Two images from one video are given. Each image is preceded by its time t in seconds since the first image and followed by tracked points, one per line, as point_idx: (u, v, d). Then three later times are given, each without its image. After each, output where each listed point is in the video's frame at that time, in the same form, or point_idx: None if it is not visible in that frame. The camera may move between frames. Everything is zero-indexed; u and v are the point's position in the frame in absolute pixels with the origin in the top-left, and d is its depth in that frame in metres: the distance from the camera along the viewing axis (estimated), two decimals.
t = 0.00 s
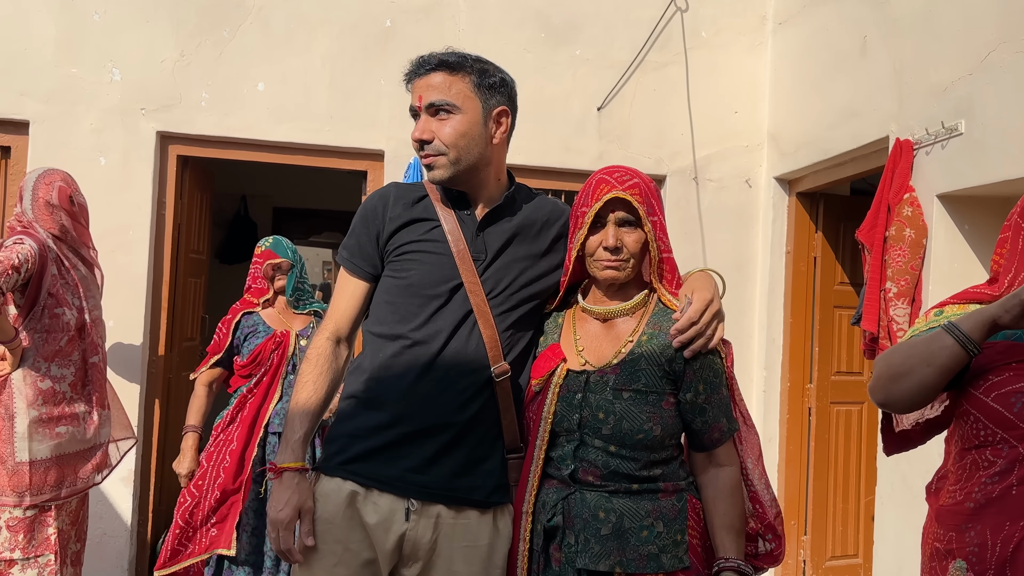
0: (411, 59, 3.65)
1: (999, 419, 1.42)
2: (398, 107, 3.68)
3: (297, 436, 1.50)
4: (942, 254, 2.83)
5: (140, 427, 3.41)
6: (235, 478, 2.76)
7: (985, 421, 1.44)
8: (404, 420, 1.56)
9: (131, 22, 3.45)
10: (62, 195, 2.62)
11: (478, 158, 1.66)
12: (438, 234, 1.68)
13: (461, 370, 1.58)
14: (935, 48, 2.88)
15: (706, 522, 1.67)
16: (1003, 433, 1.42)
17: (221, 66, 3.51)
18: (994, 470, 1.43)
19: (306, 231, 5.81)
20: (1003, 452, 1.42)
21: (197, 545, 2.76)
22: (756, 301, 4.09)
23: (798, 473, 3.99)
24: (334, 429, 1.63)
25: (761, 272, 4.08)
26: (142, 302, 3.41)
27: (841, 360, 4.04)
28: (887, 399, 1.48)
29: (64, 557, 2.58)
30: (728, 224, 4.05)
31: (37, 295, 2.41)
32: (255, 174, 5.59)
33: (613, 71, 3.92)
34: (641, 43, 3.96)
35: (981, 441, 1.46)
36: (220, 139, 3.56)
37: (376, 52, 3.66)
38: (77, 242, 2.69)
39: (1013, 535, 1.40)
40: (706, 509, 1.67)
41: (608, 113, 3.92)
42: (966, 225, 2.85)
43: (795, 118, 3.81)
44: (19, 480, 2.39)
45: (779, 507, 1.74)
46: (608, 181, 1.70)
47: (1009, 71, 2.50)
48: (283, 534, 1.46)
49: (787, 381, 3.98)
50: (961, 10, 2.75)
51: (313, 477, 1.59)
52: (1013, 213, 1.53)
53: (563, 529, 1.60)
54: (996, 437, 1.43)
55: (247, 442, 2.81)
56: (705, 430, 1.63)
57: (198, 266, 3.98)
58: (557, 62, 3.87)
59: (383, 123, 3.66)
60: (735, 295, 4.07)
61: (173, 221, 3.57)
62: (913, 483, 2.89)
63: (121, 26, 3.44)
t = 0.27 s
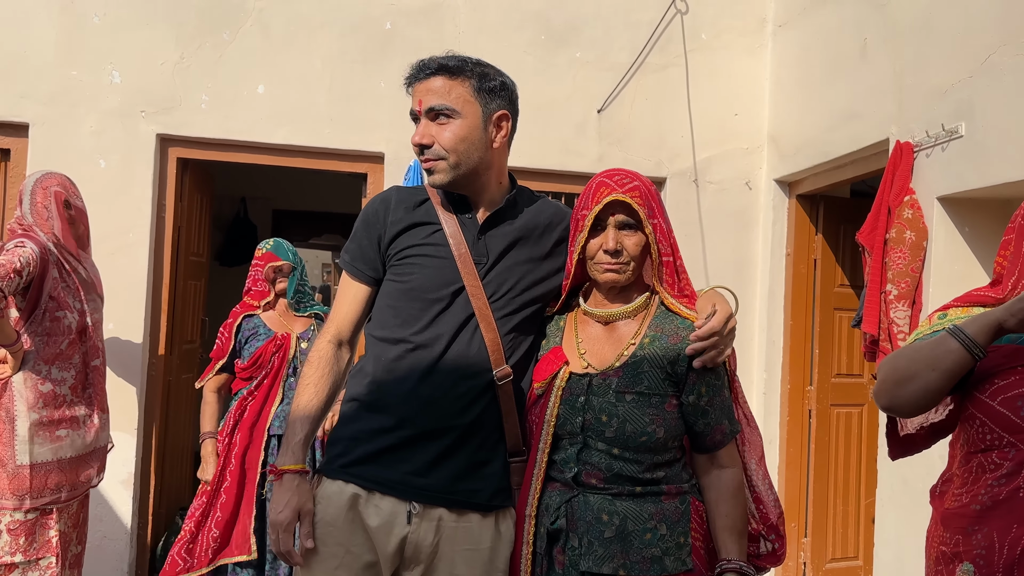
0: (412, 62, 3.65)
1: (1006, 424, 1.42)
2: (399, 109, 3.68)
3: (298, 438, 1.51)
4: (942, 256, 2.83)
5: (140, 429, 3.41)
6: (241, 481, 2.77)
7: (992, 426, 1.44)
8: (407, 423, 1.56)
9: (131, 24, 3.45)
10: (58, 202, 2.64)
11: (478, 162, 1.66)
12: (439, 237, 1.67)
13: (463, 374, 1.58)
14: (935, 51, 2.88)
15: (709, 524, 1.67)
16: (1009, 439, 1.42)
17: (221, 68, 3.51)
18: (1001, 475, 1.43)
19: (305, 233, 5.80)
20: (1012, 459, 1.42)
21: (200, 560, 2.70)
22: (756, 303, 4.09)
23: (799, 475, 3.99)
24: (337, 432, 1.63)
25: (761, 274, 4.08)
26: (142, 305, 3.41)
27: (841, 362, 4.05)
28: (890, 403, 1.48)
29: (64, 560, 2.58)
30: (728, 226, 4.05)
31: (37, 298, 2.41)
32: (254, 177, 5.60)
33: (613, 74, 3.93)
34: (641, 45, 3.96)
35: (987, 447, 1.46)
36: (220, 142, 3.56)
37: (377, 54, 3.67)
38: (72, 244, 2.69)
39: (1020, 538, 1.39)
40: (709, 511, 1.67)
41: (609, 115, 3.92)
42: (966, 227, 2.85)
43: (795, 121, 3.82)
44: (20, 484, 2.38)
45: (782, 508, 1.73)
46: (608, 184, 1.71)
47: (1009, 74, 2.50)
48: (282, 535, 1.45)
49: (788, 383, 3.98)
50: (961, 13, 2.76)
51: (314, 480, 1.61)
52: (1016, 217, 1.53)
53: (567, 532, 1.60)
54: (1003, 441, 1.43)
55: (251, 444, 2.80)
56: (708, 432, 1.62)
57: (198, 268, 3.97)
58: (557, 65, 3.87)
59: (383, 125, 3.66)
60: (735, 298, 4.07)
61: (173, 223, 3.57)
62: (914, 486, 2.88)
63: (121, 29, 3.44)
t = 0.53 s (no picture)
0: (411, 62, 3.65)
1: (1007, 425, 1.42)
2: (398, 110, 3.68)
3: (300, 441, 1.52)
4: (941, 257, 2.83)
5: (139, 430, 3.41)
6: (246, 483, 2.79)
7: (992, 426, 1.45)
8: (411, 425, 1.56)
9: (130, 25, 3.45)
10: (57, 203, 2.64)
11: (480, 165, 1.66)
12: (442, 240, 1.68)
13: (466, 376, 1.58)
14: (934, 52, 2.88)
15: (709, 524, 1.67)
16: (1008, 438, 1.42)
17: (221, 69, 3.51)
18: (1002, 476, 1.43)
19: (304, 233, 5.80)
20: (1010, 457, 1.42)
21: (207, 567, 2.71)
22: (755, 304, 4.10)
23: (798, 476, 3.99)
24: (339, 434, 1.63)
25: (760, 275, 4.09)
26: (141, 305, 3.41)
27: (840, 363, 4.05)
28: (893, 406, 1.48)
29: (64, 562, 2.57)
30: (727, 227, 4.05)
31: (37, 300, 2.41)
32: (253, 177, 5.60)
33: (612, 75, 3.93)
34: (640, 46, 3.97)
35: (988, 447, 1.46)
36: (220, 142, 3.56)
37: (376, 55, 3.67)
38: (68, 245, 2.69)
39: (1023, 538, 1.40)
40: (708, 511, 1.67)
41: (608, 116, 3.92)
42: (965, 228, 2.85)
43: (794, 122, 3.82)
44: (19, 485, 2.38)
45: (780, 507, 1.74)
46: (606, 187, 1.71)
47: (1008, 75, 2.51)
48: (285, 539, 1.47)
49: (787, 384, 3.98)
50: (960, 14, 2.76)
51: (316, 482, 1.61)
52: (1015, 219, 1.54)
53: (567, 532, 1.60)
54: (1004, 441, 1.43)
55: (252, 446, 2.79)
56: (706, 432, 1.63)
57: (197, 269, 3.97)
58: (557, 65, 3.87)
59: (383, 126, 3.67)
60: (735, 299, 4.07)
61: (173, 224, 3.57)
62: (913, 487, 2.89)
63: (120, 29, 3.44)
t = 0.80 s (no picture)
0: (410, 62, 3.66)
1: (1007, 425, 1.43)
2: (397, 110, 3.69)
3: (301, 443, 1.52)
4: (939, 256, 2.84)
5: (138, 430, 3.41)
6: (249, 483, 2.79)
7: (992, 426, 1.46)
8: (413, 425, 1.56)
9: (129, 25, 3.45)
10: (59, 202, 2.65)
11: (480, 164, 1.66)
12: (442, 240, 1.68)
13: (467, 376, 1.58)
14: (932, 53, 2.89)
15: (705, 523, 1.68)
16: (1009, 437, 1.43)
17: (220, 69, 3.51)
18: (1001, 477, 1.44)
19: (303, 233, 5.80)
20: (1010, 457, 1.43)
21: (219, 568, 2.72)
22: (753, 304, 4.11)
23: (796, 475, 4.00)
24: (340, 434, 1.63)
25: (758, 275, 4.10)
26: (140, 305, 3.41)
27: (837, 363, 4.06)
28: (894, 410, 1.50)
29: (62, 562, 2.57)
30: (726, 228, 4.06)
31: (36, 300, 2.41)
32: (251, 177, 5.60)
33: (611, 75, 3.94)
34: (639, 46, 3.98)
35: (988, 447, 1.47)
36: (219, 142, 3.56)
37: (376, 55, 3.67)
38: (67, 245, 2.69)
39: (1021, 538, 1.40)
40: (705, 509, 1.68)
41: (607, 117, 3.93)
42: (963, 229, 2.86)
43: (792, 122, 3.83)
44: (16, 486, 2.38)
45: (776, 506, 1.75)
46: (604, 186, 1.71)
47: (1005, 76, 2.52)
48: (288, 542, 1.47)
49: (786, 384, 3.98)
50: (958, 15, 2.77)
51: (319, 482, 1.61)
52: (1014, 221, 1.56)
53: (565, 531, 1.61)
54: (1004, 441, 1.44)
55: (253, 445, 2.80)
56: (703, 431, 1.64)
57: (196, 269, 3.97)
58: (555, 66, 3.88)
59: (382, 126, 3.67)
60: (733, 299, 4.07)
61: (172, 224, 3.56)
62: (911, 486, 2.90)
63: (119, 29, 3.44)
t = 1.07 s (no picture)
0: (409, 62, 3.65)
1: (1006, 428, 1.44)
2: (396, 109, 3.69)
3: (298, 446, 1.51)
4: (937, 256, 2.85)
5: (136, 430, 3.40)
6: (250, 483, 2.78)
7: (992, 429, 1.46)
8: (414, 427, 1.56)
9: (128, 24, 3.44)
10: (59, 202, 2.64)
11: (481, 165, 1.67)
12: (440, 241, 1.67)
13: (467, 377, 1.58)
14: (931, 53, 2.90)
15: (702, 523, 1.68)
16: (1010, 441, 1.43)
17: (218, 68, 3.51)
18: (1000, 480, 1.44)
19: (301, 233, 5.79)
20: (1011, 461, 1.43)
21: (226, 568, 2.71)
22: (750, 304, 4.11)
23: (794, 475, 4.00)
24: (339, 436, 1.63)
25: (756, 275, 4.10)
26: (138, 305, 3.40)
27: (835, 363, 4.07)
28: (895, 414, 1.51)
29: (59, 562, 2.57)
30: (724, 228, 4.07)
31: (35, 300, 2.40)
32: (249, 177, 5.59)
33: (610, 75, 3.94)
34: (638, 47, 3.98)
35: (989, 449, 1.48)
36: (217, 142, 3.55)
37: (374, 55, 3.67)
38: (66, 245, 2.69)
39: (1019, 539, 1.41)
40: (702, 510, 1.68)
41: (605, 117, 3.93)
42: (961, 229, 2.87)
43: (791, 122, 3.84)
44: (13, 486, 2.37)
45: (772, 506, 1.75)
46: (602, 187, 1.71)
47: (1004, 77, 2.53)
48: (288, 546, 1.46)
49: (783, 384, 3.98)
50: (957, 16, 2.77)
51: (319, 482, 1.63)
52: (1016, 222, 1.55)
53: (563, 532, 1.61)
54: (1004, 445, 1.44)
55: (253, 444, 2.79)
56: (700, 431, 1.64)
57: (195, 269, 3.97)
58: (554, 66, 3.88)
59: (381, 126, 3.67)
60: (731, 299, 4.08)
61: (170, 223, 3.56)
62: (909, 486, 2.90)
63: (117, 28, 3.43)
